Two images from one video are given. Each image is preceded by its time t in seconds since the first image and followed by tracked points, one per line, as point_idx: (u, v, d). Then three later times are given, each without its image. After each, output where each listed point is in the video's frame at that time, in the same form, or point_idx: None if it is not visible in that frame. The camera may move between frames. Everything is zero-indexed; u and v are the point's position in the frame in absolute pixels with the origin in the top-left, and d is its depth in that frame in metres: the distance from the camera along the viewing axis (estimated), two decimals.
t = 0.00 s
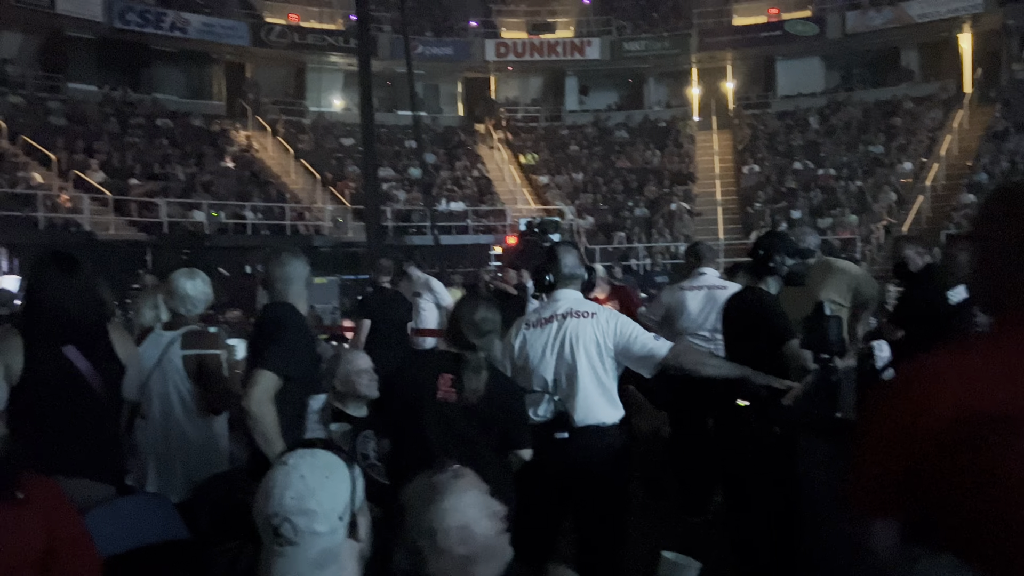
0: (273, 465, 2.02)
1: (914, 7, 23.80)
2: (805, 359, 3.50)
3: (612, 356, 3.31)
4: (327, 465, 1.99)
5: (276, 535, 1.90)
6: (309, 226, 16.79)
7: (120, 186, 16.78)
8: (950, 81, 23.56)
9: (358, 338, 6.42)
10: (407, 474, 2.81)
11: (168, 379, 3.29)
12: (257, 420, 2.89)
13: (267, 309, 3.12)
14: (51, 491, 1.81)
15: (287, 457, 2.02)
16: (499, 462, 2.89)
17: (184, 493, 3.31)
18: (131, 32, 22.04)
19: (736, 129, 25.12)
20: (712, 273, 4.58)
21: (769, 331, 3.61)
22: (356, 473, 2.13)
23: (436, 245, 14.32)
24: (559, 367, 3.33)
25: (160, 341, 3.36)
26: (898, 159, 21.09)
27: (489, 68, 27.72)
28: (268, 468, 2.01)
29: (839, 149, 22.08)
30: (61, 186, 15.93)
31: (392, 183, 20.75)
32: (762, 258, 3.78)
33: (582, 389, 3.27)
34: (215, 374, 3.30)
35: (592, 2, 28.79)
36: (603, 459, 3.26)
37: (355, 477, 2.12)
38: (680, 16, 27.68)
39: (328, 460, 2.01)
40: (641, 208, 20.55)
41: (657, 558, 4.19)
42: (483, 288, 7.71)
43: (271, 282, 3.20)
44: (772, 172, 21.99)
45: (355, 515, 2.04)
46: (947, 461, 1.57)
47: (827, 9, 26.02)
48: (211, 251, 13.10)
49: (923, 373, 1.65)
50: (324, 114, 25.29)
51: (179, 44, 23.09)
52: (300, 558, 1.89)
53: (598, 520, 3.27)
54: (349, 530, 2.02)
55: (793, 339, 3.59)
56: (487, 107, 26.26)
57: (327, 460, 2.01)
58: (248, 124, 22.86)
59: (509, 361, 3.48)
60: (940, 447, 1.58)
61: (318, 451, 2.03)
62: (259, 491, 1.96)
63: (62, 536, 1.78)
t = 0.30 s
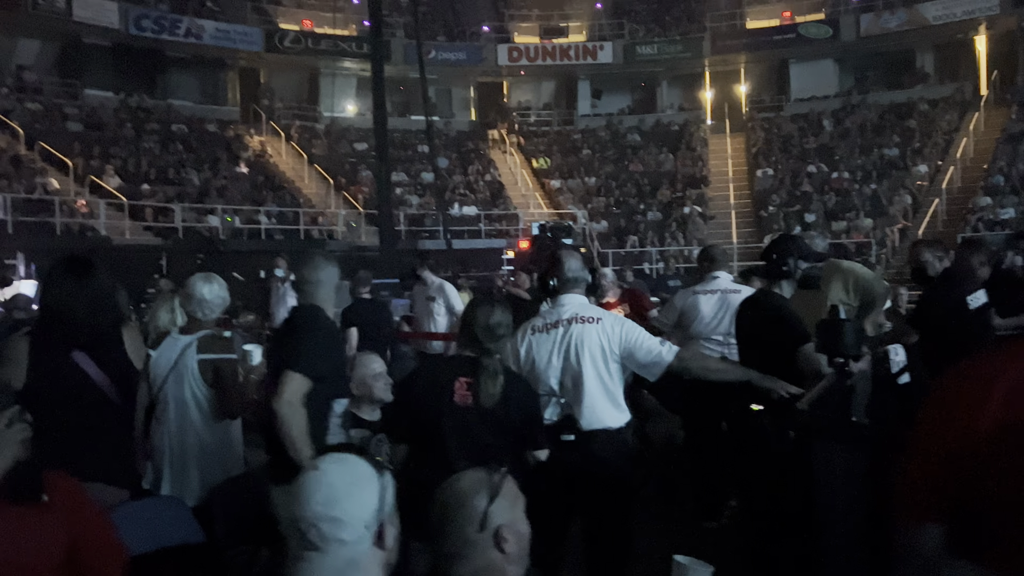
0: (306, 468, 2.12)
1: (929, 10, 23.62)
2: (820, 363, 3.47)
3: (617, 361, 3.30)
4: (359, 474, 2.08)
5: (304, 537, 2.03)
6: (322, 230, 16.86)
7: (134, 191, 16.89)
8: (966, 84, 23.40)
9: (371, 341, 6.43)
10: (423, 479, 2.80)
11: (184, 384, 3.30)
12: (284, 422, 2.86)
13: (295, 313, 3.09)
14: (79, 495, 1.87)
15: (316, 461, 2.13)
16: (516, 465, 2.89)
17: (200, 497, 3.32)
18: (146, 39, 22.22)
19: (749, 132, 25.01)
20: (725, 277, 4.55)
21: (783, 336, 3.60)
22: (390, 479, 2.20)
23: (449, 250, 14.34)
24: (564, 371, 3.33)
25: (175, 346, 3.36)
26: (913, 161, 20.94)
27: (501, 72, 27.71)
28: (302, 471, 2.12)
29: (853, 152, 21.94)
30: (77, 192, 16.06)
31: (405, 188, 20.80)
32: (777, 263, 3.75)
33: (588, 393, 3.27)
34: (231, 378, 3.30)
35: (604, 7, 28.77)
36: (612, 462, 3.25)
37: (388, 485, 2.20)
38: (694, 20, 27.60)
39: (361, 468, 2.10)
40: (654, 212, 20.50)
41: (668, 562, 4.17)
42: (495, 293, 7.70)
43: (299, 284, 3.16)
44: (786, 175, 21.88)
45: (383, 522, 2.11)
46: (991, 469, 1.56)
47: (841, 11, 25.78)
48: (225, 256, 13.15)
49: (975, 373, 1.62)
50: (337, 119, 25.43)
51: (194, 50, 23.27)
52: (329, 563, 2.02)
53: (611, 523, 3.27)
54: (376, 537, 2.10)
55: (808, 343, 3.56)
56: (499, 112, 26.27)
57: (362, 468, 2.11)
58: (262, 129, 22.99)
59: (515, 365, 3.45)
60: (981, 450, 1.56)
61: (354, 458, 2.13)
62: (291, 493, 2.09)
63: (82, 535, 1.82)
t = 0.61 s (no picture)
0: (336, 473, 2.04)
1: (942, 11, 23.46)
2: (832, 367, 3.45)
3: (626, 363, 3.27)
4: (395, 487, 2.02)
5: (334, 551, 1.98)
6: (334, 235, 16.91)
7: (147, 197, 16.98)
8: (980, 85, 23.24)
9: (383, 344, 6.42)
10: (436, 482, 2.78)
11: (197, 388, 3.29)
12: (328, 431, 2.91)
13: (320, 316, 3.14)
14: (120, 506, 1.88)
15: (346, 466, 2.07)
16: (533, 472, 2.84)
17: (212, 500, 3.31)
18: (158, 45, 22.35)
19: (761, 135, 24.91)
20: (736, 280, 4.52)
21: (796, 340, 3.58)
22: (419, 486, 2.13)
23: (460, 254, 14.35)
24: (575, 374, 3.30)
25: (189, 349, 3.36)
26: (926, 163, 20.78)
27: (512, 76, 27.66)
28: (332, 476, 2.03)
29: (865, 155, 21.80)
30: (92, 198, 16.19)
31: (416, 192, 20.84)
32: (790, 266, 3.70)
33: (598, 396, 3.24)
34: (243, 382, 3.30)
35: (615, 10, 28.74)
36: (623, 462, 3.24)
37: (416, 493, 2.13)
38: (705, 23, 27.55)
39: (394, 480, 2.03)
40: (665, 215, 20.45)
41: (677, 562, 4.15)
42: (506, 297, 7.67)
43: (322, 287, 3.19)
44: (799, 178, 21.75)
45: (412, 537, 2.09)
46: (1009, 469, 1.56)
47: (853, 13, 25.66)
48: (237, 260, 13.22)
49: (992, 376, 1.61)
50: (348, 124, 25.50)
51: (206, 56, 23.41)
52: None
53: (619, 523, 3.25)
54: (406, 551, 2.07)
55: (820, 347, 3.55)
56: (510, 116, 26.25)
57: (395, 478, 2.04)
58: (273, 134, 23.11)
59: (526, 368, 3.43)
60: (995, 453, 1.57)
61: (389, 466, 2.06)
62: (321, 503, 2.02)
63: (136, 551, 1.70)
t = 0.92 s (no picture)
0: (335, 491, 1.85)
1: (950, 11, 23.28)
2: (841, 369, 3.42)
3: (632, 365, 3.23)
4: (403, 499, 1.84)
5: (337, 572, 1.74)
6: (341, 239, 16.92)
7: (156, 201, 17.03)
8: (989, 86, 23.11)
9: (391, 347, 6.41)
10: (442, 487, 2.73)
11: (205, 392, 3.28)
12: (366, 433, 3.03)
13: (325, 325, 3.16)
14: (164, 506, 1.83)
15: (346, 482, 1.87)
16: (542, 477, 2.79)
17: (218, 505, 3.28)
18: (166, 50, 22.44)
19: (769, 136, 24.82)
20: (744, 282, 4.49)
21: (805, 341, 3.54)
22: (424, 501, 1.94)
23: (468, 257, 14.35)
24: (584, 376, 3.27)
25: (199, 353, 3.36)
26: (935, 164, 20.65)
27: (518, 78, 27.63)
28: (330, 494, 1.85)
29: (874, 156, 21.71)
30: (101, 202, 16.25)
31: (423, 196, 20.86)
32: (798, 270, 3.68)
33: (607, 397, 3.20)
34: (251, 386, 3.30)
35: (622, 13, 28.74)
36: (632, 465, 3.20)
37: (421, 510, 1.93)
38: (712, 24, 27.53)
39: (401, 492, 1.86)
40: (673, 217, 20.39)
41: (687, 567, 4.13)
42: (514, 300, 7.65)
43: (328, 292, 3.19)
44: (807, 179, 21.66)
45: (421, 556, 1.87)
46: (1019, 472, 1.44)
47: (861, 14, 25.56)
48: (246, 264, 13.24)
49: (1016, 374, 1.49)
50: (356, 128, 25.54)
51: (214, 61, 23.50)
52: None
53: (627, 527, 3.23)
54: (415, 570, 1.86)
55: (830, 348, 3.50)
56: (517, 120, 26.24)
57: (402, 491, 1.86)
58: (281, 138, 23.18)
59: (533, 372, 3.41)
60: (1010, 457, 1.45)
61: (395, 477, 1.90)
62: (321, 522, 1.82)
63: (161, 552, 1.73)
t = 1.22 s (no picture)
0: (325, 504, 2.10)
1: (951, 11, 23.19)
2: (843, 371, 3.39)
3: (632, 368, 3.20)
4: (388, 509, 2.11)
5: None
6: (342, 241, 16.88)
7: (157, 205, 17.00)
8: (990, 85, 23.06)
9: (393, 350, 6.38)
10: (444, 492, 2.72)
11: (205, 395, 3.26)
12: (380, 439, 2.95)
13: (323, 328, 3.15)
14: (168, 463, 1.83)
15: (336, 496, 2.13)
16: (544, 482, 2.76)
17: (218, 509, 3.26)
18: (166, 53, 22.40)
19: (770, 137, 24.77)
20: (744, 285, 4.47)
21: (806, 343, 3.52)
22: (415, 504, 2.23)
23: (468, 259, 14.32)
24: (584, 378, 3.24)
25: (199, 357, 3.35)
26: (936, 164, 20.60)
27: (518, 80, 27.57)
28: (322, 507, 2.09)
29: (875, 156, 21.68)
30: (101, 206, 16.21)
31: (424, 198, 20.83)
32: (799, 271, 3.66)
33: (608, 400, 3.18)
34: (251, 390, 3.26)
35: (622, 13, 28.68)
36: (633, 469, 3.17)
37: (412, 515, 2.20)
38: (712, 25, 27.52)
39: (385, 504, 2.11)
40: (674, 218, 20.35)
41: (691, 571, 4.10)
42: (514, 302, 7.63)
43: (322, 296, 3.18)
44: (808, 180, 21.63)
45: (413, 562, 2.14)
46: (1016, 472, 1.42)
47: (862, 14, 25.51)
48: (246, 267, 13.20)
49: (998, 371, 1.47)
50: (356, 130, 25.49)
51: (213, 63, 23.47)
52: None
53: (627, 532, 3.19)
54: None
55: (830, 351, 3.49)
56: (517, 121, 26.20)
57: (387, 504, 2.12)
58: (281, 141, 23.17)
59: (532, 375, 3.39)
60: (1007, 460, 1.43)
61: (384, 487, 2.16)
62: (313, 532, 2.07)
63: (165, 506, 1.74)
